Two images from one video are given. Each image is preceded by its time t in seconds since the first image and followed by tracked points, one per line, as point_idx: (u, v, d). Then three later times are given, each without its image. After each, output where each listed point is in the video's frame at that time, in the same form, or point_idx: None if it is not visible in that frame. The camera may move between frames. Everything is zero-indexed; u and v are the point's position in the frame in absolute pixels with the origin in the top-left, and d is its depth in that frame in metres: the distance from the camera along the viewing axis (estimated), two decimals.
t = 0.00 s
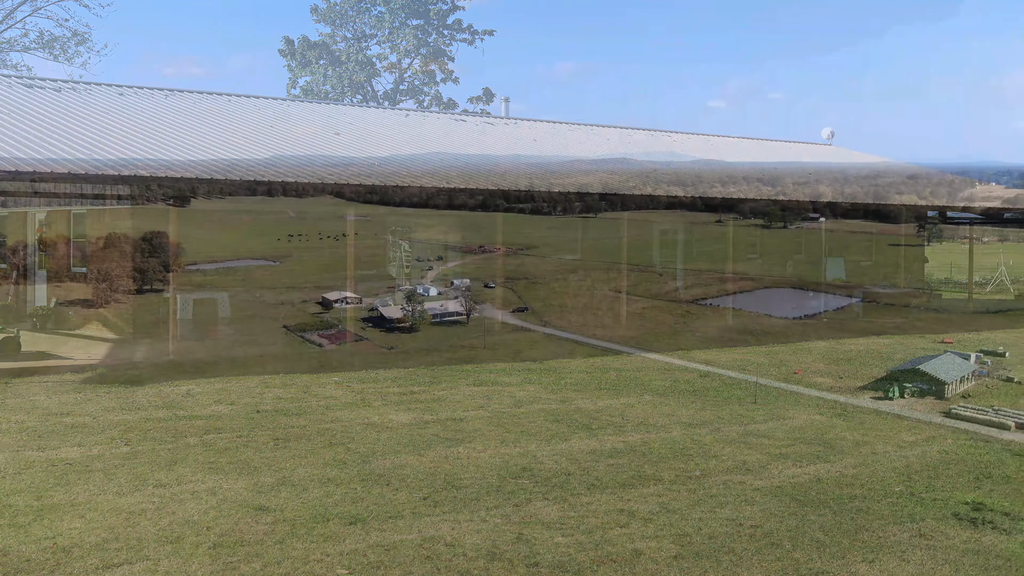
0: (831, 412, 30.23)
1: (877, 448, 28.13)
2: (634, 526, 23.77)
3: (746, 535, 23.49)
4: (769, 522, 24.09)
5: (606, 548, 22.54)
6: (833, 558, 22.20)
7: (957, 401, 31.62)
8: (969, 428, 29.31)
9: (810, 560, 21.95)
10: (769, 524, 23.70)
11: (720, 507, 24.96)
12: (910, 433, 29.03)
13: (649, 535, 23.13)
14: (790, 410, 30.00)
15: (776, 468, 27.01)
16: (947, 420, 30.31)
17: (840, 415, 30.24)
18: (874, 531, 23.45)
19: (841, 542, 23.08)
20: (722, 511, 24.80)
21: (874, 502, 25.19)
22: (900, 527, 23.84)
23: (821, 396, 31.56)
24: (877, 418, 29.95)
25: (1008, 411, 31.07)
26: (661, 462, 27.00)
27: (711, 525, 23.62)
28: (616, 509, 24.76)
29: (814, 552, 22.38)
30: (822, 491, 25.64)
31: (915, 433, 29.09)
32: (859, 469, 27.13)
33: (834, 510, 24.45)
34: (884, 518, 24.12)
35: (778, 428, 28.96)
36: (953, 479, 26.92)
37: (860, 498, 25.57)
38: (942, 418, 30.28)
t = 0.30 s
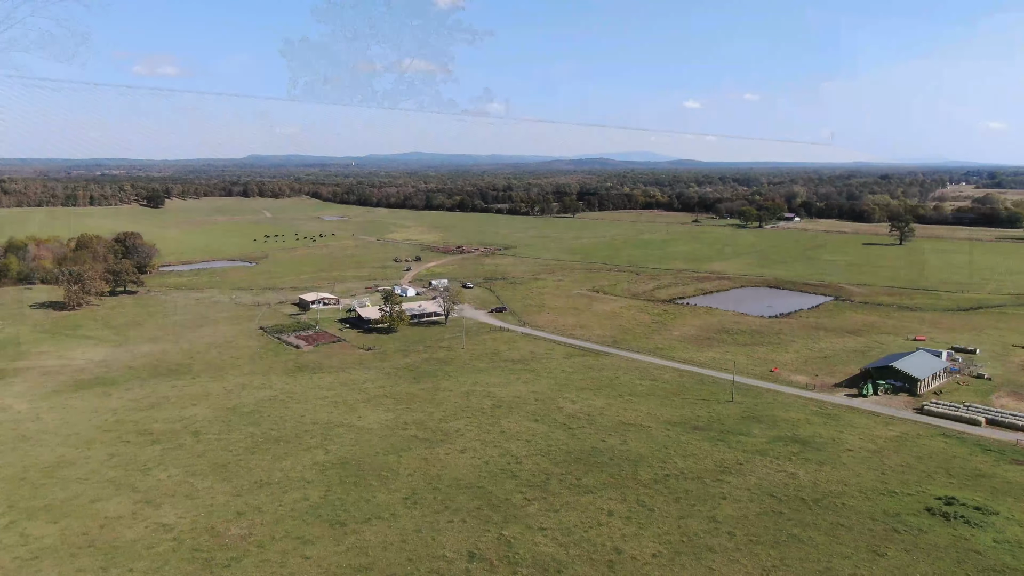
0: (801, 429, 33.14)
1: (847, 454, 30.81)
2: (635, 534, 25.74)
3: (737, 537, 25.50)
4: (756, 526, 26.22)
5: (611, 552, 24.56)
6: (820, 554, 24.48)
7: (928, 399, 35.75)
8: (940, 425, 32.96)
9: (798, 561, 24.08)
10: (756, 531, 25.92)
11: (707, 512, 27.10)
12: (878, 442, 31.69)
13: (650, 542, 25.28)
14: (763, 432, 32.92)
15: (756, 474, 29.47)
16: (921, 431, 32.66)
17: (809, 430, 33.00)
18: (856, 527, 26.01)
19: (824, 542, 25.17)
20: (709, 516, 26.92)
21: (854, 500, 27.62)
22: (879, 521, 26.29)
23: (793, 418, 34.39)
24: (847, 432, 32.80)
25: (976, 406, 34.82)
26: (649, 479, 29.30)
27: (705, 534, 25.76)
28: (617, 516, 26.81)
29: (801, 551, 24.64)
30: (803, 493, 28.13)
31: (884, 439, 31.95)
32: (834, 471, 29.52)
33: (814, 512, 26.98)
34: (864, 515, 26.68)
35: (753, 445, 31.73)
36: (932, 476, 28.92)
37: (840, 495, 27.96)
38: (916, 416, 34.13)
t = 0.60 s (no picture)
0: (778, 427, 33.44)
1: (823, 451, 31.12)
2: (614, 532, 25.84)
3: (715, 534, 25.72)
4: (734, 523, 26.44)
5: (591, 551, 24.65)
6: (797, 550, 24.77)
7: (901, 395, 36.23)
8: (913, 421, 33.42)
9: (776, 558, 24.33)
10: (734, 528, 26.14)
11: (685, 510, 27.26)
12: (853, 439, 32.06)
13: (630, 540, 25.39)
14: (740, 430, 33.18)
15: (734, 472, 29.69)
16: (894, 427, 33.09)
17: (785, 428, 33.32)
18: (833, 522, 26.34)
19: (801, 538, 25.44)
20: (688, 513, 27.10)
21: (831, 496, 27.93)
22: (855, 516, 26.63)
23: (769, 415, 34.70)
24: (822, 429, 33.16)
25: (948, 402, 35.35)
26: (629, 477, 29.41)
27: (684, 531, 25.95)
28: (597, 515, 26.89)
29: (778, 548, 24.90)
30: (780, 490, 28.38)
31: (859, 436, 32.33)
32: (810, 468, 29.82)
33: (791, 508, 27.25)
34: (841, 511, 27.01)
35: (731, 443, 31.97)
36: (905, 471, 29.32)
37: (817, 491, 28.26)
38: (889, 412, 34.58)
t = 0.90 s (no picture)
0: (755, 425, 33.69)
1: (800, 449, 31.42)
2: (594, 531, 25.92)
3: (693, 532, 25.88)
4: (712, 520, 26.63)
5: (571, 550, 24.70)
6: (774, 547, 24.99)
7: (875, 392, 36.70)
8: (887, 418, 33.84)
9: (753, 555, 24.53)
10: (712, 525, 26.32)
11: (664, 508, 27.41)
12: (829, 436, 32.40)
13: (609, 539, 25.47)
14: (717, 428, 33.40)
15: (712, 470, 29.88)
16: (868, 423, 33.49)
17: (762, 425, 33.62)
18: (809, 518, 26.62)
19: (778, 535, 25.66)
20: (666, 511, 27.24)
21: (807, 493, 28.21)
22: (831, 512, 26.92)
23: (745, 413, 34.96)
24: (798, 426, 33.48)
25: (921, 398, 35.86)
26: (608, 476, 29.50)
27: (663, 529, 26.08)
28: (576, 515, 26.94)
29: (756, 544, 25.10)
30: (758, 487, 28.60)
31: (834, 433, 32.67)
32: (787, 465, 30.09)
33: (768, 505, 27.50)
34: (817, 507, 27.29)
35: (708, 441, 32.18)
36: (878, 467, 29.72)
37: (794, 488, 28.52)
38: (863, 409, 35.02)
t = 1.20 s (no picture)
0: (733, 423, 33.94)
1: (776, 446, 31.70)
2: (574, 530, 25.99)
3: (672, 530, 26.05)
4: (690, 518, 26.81)
5: (550, 549, 24.77)
6: (752, 543, 25.22)
7: (850, 389, 37.15)
8: (862, 415, 34.26)
9: (731, 551, 24.74)
10: (691, 523, 26.49)
11: (643, 506, 27.56)
12: (805, 433, 32.73)
13: (588, 537, 25.58)
14: (695, 426, 33.62)
15: (690, 468, 30.08)
16: (844, 420, 33.88)
17: (739, 423, 33.89)
18: (786, 514, 26.89)
19: (755, 531, 25.90)
20: (645, 509, 27.39)
21: (784, 489, 28.46)
22: (807, 508, 27.23)
23: (723, 411, 35.20)
24: (774, 423, 33.79)
25: (895, 395, 36.36)
26: (587, 475, 29.61)
27: (642, 527, 26.22)
28: (556, 514, 27.00)
29: (733, 541, 25.32)
30: (735, 485, 28.84)
31: (810, 430, 33.01)
32: (764, 462, 30.37)
33: (745, 502, 27.74)
34: (793, 503, 27.57)
35: (686, 439, 32.37)
36: (853, 463, 30.08)
37: (771, 485, 28.77)
38: (838, 406, 35.42)
